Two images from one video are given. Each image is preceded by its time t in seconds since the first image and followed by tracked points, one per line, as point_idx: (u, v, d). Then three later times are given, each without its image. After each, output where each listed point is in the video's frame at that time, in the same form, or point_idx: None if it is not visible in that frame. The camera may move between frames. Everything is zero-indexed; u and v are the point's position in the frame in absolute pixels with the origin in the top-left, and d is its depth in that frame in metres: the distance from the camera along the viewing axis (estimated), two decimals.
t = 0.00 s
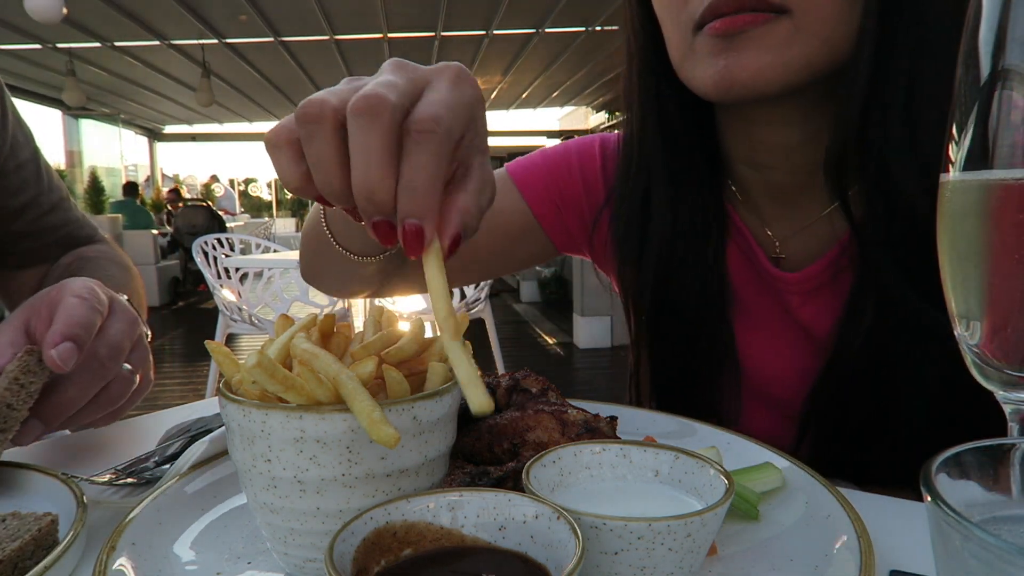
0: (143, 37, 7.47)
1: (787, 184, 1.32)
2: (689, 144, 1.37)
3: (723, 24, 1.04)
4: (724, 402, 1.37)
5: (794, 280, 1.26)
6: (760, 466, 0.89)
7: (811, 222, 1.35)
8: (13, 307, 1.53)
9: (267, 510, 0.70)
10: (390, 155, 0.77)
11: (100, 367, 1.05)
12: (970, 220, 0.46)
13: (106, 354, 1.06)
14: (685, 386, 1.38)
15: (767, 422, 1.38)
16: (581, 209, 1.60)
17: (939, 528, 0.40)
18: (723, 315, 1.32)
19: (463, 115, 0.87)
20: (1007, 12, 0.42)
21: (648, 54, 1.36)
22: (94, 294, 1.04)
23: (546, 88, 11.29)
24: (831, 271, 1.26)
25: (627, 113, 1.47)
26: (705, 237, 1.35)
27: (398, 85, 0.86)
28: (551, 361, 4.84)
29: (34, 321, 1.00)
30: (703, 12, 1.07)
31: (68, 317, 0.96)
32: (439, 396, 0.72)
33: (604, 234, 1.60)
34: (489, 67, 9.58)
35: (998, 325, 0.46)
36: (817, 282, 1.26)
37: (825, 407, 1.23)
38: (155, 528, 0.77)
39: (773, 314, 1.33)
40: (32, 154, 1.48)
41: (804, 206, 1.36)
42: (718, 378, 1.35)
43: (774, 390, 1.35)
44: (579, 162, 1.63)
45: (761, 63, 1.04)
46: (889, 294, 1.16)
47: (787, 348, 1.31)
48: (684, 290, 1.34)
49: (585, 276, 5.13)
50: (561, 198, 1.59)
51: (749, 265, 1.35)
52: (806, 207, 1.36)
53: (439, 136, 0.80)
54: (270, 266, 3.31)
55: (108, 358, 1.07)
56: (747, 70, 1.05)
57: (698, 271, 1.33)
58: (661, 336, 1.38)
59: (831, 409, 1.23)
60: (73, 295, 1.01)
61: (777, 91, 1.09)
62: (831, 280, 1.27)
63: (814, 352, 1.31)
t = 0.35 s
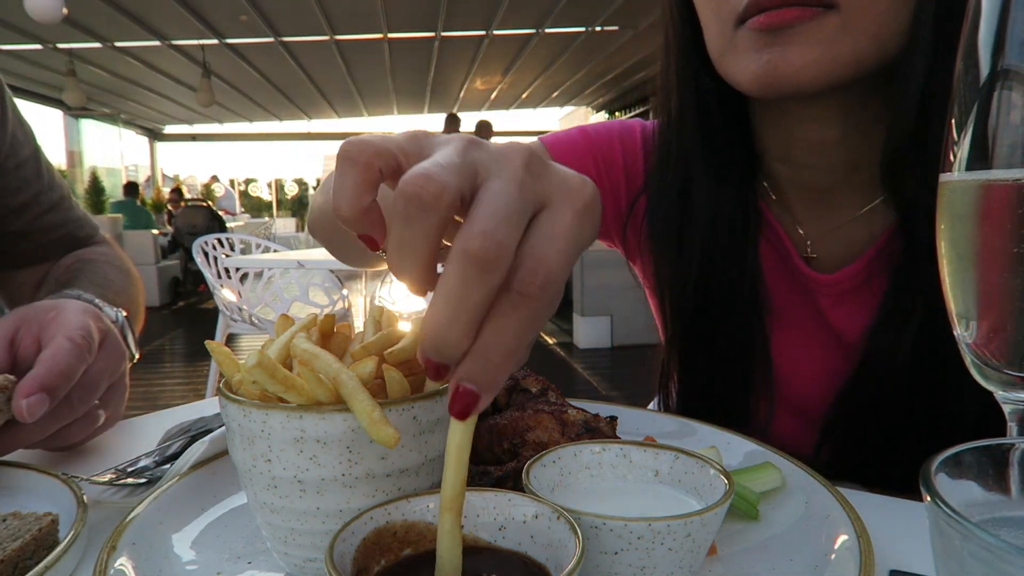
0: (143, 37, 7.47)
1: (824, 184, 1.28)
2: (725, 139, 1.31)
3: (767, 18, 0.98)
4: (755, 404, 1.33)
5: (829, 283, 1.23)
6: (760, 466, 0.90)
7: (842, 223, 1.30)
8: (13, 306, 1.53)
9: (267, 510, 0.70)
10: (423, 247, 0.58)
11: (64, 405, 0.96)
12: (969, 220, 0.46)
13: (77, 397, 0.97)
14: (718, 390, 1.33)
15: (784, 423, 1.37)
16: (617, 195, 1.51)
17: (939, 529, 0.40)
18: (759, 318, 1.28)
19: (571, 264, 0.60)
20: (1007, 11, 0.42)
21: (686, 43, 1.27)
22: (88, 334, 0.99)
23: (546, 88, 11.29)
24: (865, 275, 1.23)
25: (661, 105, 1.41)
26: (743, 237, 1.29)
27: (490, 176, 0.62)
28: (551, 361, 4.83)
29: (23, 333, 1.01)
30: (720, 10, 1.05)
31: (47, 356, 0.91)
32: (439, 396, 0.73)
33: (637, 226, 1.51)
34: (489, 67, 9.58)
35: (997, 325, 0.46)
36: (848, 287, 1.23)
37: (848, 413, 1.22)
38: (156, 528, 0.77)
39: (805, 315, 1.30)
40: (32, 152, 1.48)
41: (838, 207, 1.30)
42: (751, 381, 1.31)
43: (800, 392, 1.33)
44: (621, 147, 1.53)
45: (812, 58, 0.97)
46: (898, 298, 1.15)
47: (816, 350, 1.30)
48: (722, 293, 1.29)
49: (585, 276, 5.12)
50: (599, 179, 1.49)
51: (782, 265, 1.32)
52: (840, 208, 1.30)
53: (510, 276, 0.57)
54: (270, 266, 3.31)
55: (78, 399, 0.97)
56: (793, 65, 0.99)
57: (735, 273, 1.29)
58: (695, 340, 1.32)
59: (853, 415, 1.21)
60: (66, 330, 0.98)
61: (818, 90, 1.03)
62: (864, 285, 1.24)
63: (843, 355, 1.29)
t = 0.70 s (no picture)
0: (143, 37, 7.46)
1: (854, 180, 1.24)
2: (762, 129, 1.26)
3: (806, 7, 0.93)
4: (773, 407, 1.28)
5: (858, 281, 1.19)
6: (759, 466, 0.90)
7: (867, 221, 1.26)
8: (13, 307, 1.53)
9: (266, 510, 0.70)
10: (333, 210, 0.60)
11: (63, 406, 0.96)
12: (968, 220, 0.46)
13: (77, 398, 0.97)
14: (740, 390, 1.27)
15: (801, 430, 1.30)
16: (630, 189, 1.47)
17: (939, 529, 0.40)
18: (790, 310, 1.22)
19: (462, 129, 0.57)
20: (1007, 11, 0.42)
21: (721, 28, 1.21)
22: (91, 336, 0.99)
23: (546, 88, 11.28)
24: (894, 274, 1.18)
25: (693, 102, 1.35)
26: (772, 229, 1.24)
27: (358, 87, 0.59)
28: (550, 361, 4.83)
29: (22, 333, 1.01)
30: (738, 8, 1.05)
31: (49, 357, 0.92)
32: (438, 396, 0.73)
33: (658, 222, 1.46)
34: (489, 67, 9.57)
35: (996, 325, 0.46)
36: (874, 286, 1.18)
37: (868, 416, 1.16)
38: (155, 528, 0.77)
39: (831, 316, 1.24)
40: (32, 152, 1.48)
41: (865, 207, 1.27)
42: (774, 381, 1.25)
43: (820, 396, 1.27)
44: (632, 140, 1.50)
45: (830, 55, 0.93)
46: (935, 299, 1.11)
47: (842, 353, 1.24)
48: (749, 287, 1.23)
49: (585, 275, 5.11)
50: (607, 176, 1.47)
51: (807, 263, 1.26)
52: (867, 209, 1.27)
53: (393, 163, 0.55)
54: (270, 266, 3.32)
55: (77, 401, 0.97)
56: (825, 61, 0.93)
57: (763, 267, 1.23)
58: (719, 336, 1.26)
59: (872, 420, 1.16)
60: (69, 332, 0.98)
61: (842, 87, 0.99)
62: (892, 285, 1.19)
63: (868, 360, 1.23)
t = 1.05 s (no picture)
0: (143, 37, 7.47)
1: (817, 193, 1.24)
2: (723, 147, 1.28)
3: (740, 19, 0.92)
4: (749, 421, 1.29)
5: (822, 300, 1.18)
6: (759, 466, 0.90)
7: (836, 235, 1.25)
8: (12, 308, 1.53)
9: (267, 510, 0.70)
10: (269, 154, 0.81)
11: (64, 407, 0.95)
12: (969, 221, 0.46)
13: (78, 399, 0.97)
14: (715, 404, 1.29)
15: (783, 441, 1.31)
16: (589, 219, 1.52)
17: (940, 529, 0.40)
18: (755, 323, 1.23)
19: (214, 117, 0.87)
20: (1007, 11, 0.42)
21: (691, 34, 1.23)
22: (94, 339, 1.00)
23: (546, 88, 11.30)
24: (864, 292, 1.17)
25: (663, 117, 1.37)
26: (734, 245, 1.25)
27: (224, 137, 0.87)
28: (550, 361, 4.83)
29: (23, 338, 1.01)
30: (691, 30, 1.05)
31: (51, 357, 0.92)
32: (439, 396, 0.72)
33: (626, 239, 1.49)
34: (489, 67, 9.59)
35: (997, 324, 0.46)
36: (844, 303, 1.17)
37: (856, 427, 1.15)
38: (155, 528, 0.77)
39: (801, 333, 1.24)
40: (30, 155, 1.48)
41: (833, 221, 1.26)
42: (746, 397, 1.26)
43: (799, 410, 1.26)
44: (585, 171, 1.55)
45: (831, 55, 0.92)
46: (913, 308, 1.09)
47: (814, 370, 1.23)
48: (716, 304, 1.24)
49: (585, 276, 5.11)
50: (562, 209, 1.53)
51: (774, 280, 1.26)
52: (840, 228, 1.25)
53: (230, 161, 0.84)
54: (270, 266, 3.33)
55: (78, 403, 0.97)
56: (826, 60, 0.93)
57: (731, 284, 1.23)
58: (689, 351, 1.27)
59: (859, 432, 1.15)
60: (73, 334, 0.99)
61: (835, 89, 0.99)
62: (861, 301, 1.18)
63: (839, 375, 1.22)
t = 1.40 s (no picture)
0: (143, 37, 7.47)
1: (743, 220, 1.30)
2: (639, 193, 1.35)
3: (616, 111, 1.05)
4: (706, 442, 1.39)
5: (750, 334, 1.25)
6: (759, 466, 0.90)
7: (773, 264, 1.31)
8: (10, 309, 1.53)
9: (267, 510, 0.70)
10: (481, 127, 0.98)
11: (63, 406, 0.95)
12: (970, 220, 0.46)
13: (78, 398, 0.97)
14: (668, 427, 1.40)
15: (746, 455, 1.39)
16: (538, 257, 1.59)
17: (939, 529, 0.40)
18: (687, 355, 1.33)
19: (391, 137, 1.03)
20: (1006, 12, 0.42)
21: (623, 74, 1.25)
22: (92, 339, 1.00)
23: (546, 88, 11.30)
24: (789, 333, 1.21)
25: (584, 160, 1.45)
26: (658, 284, 1.34)
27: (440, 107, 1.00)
28: (550, 361, 4.83)
29: (22, 338, 1.01)
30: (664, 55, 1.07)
31: (49, 357, 0.92)
32: (439, 397, 0.72)
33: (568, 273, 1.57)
34: (489, 67, 9.60)
35: (999, 323, 0.46)
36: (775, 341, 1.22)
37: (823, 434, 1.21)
38: (156, 528, 0.77)
39: (737, 361, 1.32)
40: (29, 155, 1.48)
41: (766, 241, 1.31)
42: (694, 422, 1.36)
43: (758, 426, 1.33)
44: (531, 213, 1.60)
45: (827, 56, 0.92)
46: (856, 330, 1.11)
47: (755, 395, 1.31)
48: (646, 341, 1.36)
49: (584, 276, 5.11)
50: (513, 249, 1.58)
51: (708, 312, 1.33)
52: (775, 254, 1.27)
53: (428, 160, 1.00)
54: (270, 266, 3.33)
55: (77, 401, 0.97)
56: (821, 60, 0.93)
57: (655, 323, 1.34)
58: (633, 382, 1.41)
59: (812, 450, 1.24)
60: (71, 334, 0.99)
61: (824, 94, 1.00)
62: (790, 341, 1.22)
63: (780, 399, 1.29)
